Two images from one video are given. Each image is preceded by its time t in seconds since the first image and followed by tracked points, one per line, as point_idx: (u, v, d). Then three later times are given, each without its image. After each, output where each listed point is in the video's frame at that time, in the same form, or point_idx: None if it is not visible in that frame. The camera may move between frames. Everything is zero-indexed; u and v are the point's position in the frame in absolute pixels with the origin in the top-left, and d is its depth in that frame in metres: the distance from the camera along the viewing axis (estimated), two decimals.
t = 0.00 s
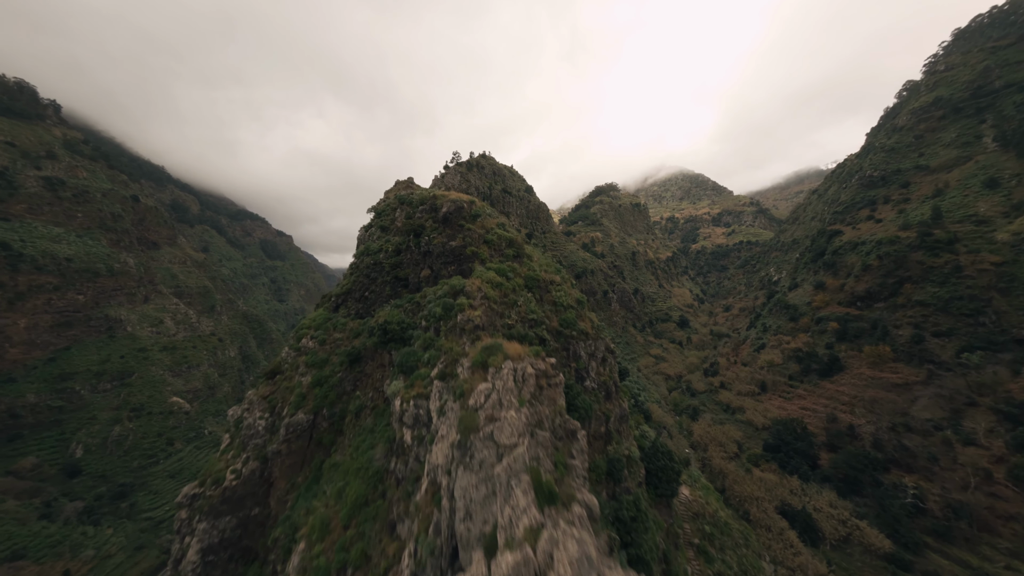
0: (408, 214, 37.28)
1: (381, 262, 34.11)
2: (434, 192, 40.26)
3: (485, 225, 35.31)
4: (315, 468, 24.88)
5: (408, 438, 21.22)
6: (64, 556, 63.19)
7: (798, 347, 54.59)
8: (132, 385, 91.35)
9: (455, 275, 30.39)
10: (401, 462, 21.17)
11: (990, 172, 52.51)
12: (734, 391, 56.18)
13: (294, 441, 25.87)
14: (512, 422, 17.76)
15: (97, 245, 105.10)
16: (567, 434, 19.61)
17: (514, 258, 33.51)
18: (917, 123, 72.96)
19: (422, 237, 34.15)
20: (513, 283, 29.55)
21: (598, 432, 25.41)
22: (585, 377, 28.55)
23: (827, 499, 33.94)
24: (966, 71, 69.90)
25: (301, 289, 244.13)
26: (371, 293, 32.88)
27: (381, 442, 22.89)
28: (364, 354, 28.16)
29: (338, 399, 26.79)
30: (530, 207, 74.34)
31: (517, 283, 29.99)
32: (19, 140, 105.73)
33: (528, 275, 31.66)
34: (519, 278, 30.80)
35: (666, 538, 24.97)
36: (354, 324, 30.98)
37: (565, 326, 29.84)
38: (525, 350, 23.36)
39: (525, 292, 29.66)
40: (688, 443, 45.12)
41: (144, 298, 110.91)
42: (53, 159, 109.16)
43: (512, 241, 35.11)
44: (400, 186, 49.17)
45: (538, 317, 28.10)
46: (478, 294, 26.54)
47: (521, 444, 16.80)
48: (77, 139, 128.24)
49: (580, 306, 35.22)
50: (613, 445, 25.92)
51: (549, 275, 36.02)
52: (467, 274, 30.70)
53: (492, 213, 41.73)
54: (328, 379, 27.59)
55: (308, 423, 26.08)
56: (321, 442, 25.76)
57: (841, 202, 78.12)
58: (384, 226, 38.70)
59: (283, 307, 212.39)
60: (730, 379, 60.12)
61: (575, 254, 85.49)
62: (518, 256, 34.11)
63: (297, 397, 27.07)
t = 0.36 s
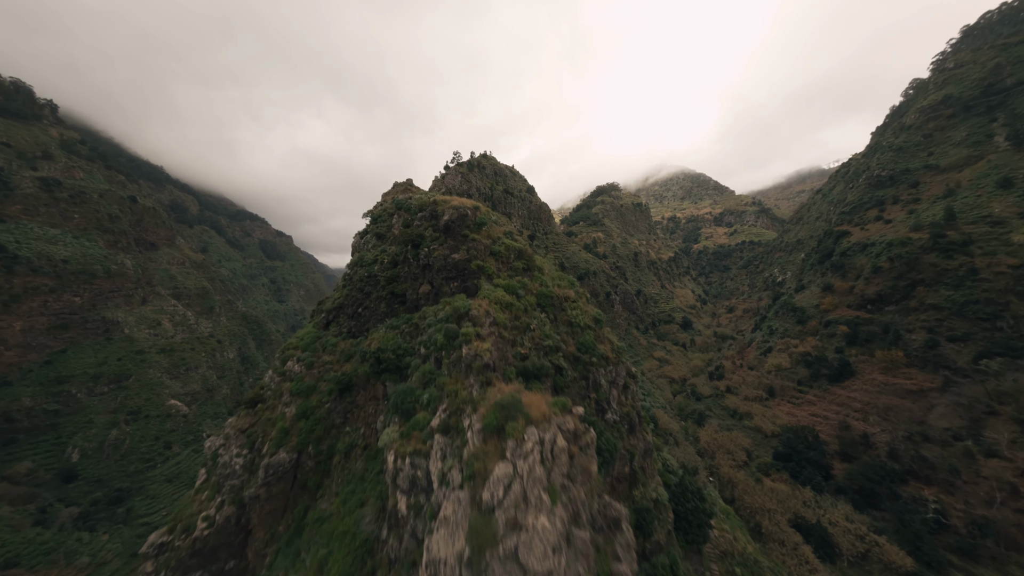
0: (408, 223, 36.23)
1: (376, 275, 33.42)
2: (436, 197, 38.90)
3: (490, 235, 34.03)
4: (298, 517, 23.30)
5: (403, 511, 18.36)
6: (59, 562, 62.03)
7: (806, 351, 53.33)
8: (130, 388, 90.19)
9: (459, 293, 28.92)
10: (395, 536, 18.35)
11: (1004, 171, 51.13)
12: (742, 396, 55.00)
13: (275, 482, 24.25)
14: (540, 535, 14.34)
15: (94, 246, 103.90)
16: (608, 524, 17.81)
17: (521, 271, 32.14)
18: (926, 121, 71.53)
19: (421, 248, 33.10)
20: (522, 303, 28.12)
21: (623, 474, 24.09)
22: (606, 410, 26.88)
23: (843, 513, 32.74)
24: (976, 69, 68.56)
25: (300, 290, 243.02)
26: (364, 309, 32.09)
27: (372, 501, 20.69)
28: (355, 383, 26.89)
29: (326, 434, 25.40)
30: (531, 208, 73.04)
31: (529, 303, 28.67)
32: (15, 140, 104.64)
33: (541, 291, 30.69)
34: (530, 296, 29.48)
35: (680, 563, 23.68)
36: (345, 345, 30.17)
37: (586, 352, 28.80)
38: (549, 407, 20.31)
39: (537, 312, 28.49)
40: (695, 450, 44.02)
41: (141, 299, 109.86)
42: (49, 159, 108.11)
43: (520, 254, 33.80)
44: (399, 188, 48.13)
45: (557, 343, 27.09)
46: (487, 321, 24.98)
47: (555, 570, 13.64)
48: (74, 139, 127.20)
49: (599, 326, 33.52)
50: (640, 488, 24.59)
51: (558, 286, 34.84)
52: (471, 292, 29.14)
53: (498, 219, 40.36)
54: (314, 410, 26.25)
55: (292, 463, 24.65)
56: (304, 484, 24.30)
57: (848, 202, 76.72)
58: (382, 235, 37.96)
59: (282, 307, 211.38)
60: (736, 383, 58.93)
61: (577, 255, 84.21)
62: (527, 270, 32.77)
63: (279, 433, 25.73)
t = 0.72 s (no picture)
0: (408, 234, 35.20)
1: (369, 290, 32.41)
2: (439, 204, 37.55)
3: (498, 247, 32.96)
4: None
5: None
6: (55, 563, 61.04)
7: (817, 357, 51.90)
8: (128, 389, 89.35)
9: (464, 318, 27.66)
10: None
11: (1023, 173, 49.42)
12: (750, 403, 53.65)
13: (248, 539, 22.38)
14: None
15: (93, 246, 103.26)
16: None
17: (532, 290, 30.84)
18: (938, 121, 69.76)
19: (419, 262, 32.04)
20: (535, 330, 26.79)
21: (656, 532, 22.50)
22: (634, 455, 25.61)
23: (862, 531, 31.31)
24: (992, 67, 66.66)
25: (302, 289, 242.54)
26: (356, 329, 31.10)
27: None
28: (343, 421, 25.48)
29: (308, 482, 23.70)
30: (534, 208, 71.72)
31: (546, 329, 27.51)
32: (14, 139, 103.99)
33: (557, 312, 29.72)
34: (545, 320, 28.38)
35: None
36: (334, 371, 29.18)
37: (621, 392, 27.71)
38: (593, 511, 13.29)
39: (553, 338, 27.43)
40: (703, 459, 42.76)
41: (141, 300, 109.15)
42: (48, 159, 107.40)
43: (529, 269, 32.50)
44: (398, 191, 46.91)
45: (582, 380, 25.88)
46: (500, 361, 23.34)
47: None
48: (74, 138, 126.66)
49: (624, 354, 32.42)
50: (676, 550, 22.69)
51: (573, 302, 33.95)
52: (476, 315, 27.92)
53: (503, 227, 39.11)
54: (295, 451, 24.60)
55: (270, 515, 22.80)
56: (281, 541, 22.34)
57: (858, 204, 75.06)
58: (381, 245, 37.07)
59: (284, 307, 210.98)
60: (743, 390, 57.59)
61: (580, 257, 82.90)
62: (538, 287, 31.60)
63: (251, 482, 23.76)
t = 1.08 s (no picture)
0: (408, 247, 33.98)
1: (360, 310, 31.90)
2: (439, 210, 36.07)
3: (508, 262, 31.76)
4: None
5: None
6: (51, 564, 59.99)
7: (830, 365, 50.33)
8: (129, 388, 88.64)
9: (469, 353, 26.02)
10: None
11: None
12: (760, 412, 52.01)
13: None
14: None
15: (96, 244, 102.86)
16: None
17: (546, 318, 29.50)
18: (956, 124, 67.82)
19: (416, 281, 30.83)
20: (552, 370, 25.41)
21: None
22: (672, 520, 23.97)
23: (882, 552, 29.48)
24: (1013, 68, 64.55)
25: (304, 288, 242.23)
26: (345, 355, 30.11)
27: None
28: (320, 470, 23.98)
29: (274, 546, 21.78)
30: (539, 210, 70.35)
31: (565, 368, 26.28)
32: (18, 136, 103.91)
33: (578, 344, 28.88)
34: (566, 355, 27.43)
35: None
36: (317, 405, 28.03)
37: (658, 446, 26.37)
38: None
39: (574, 376, 26.37)
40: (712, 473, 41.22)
41: (143, 298, 108.68)
42: (52, 156, 107.14)
43: (541, 291, 31.16)
44: (397, 195, 45.79)
45: (614, 433, 24.77)
46: (518, 422, 21.36)
47: None
48: (78, 136, 126.49)
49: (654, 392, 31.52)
50: None
51: (593, 327, 33.19)
52: (484, 349, 26.32)
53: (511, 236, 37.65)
54: (266, 509, 23.28)
55: None
56: None
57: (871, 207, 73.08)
58: (379, 256, 36.25)
59: (286, 306, 210.61)
60: (753, 398, 56.01)
61: (585, 259, 81.38)
62: (554, 309, 30.74)
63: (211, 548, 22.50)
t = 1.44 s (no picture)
0: (408, 267, 32.06)
1: (345, 336, 30.85)
2: (439, 223, 33.91)
3: (520, 288, 29.29)
4: None
5: None
6: (47, 565, 58.55)
7: (845, 377, 48.51)
8: (130, 385, 88.06)
9: (475, 410, 22.68)
10: None
11: None
12: (772, 424, 50.33)
13: None
14: None
15: (101, 240, 102.84)
16: None
17: (567, 359, 26.13)
18: (977, 127, 65.46)
19: (412, 309, 29.23)
20: (580, 434, 21.01)
21: None
22: None
23: None
24: None
25: (308, 286, 242.48)
26: (327, 391, 28.66)
27: None
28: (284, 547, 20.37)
29: None
30: (544, 212, 68.96)
31: (594, 427, 21.96)
32: (26, 132, 104.22)
33: (609, 392, 24.90)
34: (594, 407, 23.48)
35: None
36: (294, 451, 26.08)
37: (713, 530, 20.52)
38: None
39: (607, 438, 21.94)
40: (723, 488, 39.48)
41: (147, 295, 108.40)
42: (59, 153, 107.29)
43: (558, 324, 28.11)
44: (395, 200, 44.27)
45: (660, 515, 19.56)
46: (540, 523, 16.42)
47: None
48: (85, 132, 126.99)
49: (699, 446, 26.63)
50: None
51: (622, 364, 29.25)
52: (493, 404, 23.07)
53: (523, 252, 35.08)
54: None
55: None
56: None
57: (887, 213, 70.92)
58: (377, 273, 34.58)
59: (289, 303, 210.75)
60: (763, 409, 54.32)
61: (590, 262, 79.83)
62: (575, 344, 27.43)
63: None
